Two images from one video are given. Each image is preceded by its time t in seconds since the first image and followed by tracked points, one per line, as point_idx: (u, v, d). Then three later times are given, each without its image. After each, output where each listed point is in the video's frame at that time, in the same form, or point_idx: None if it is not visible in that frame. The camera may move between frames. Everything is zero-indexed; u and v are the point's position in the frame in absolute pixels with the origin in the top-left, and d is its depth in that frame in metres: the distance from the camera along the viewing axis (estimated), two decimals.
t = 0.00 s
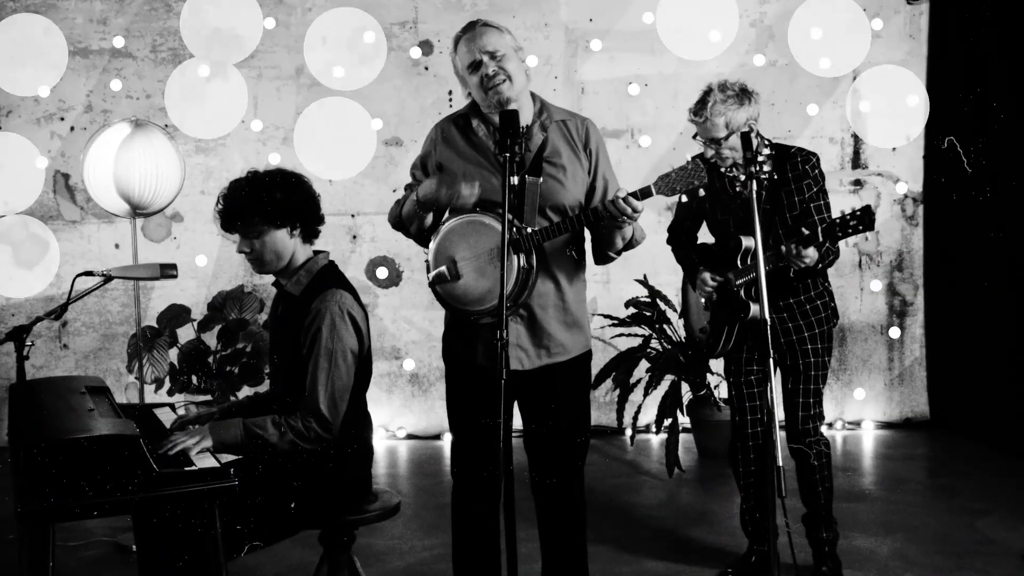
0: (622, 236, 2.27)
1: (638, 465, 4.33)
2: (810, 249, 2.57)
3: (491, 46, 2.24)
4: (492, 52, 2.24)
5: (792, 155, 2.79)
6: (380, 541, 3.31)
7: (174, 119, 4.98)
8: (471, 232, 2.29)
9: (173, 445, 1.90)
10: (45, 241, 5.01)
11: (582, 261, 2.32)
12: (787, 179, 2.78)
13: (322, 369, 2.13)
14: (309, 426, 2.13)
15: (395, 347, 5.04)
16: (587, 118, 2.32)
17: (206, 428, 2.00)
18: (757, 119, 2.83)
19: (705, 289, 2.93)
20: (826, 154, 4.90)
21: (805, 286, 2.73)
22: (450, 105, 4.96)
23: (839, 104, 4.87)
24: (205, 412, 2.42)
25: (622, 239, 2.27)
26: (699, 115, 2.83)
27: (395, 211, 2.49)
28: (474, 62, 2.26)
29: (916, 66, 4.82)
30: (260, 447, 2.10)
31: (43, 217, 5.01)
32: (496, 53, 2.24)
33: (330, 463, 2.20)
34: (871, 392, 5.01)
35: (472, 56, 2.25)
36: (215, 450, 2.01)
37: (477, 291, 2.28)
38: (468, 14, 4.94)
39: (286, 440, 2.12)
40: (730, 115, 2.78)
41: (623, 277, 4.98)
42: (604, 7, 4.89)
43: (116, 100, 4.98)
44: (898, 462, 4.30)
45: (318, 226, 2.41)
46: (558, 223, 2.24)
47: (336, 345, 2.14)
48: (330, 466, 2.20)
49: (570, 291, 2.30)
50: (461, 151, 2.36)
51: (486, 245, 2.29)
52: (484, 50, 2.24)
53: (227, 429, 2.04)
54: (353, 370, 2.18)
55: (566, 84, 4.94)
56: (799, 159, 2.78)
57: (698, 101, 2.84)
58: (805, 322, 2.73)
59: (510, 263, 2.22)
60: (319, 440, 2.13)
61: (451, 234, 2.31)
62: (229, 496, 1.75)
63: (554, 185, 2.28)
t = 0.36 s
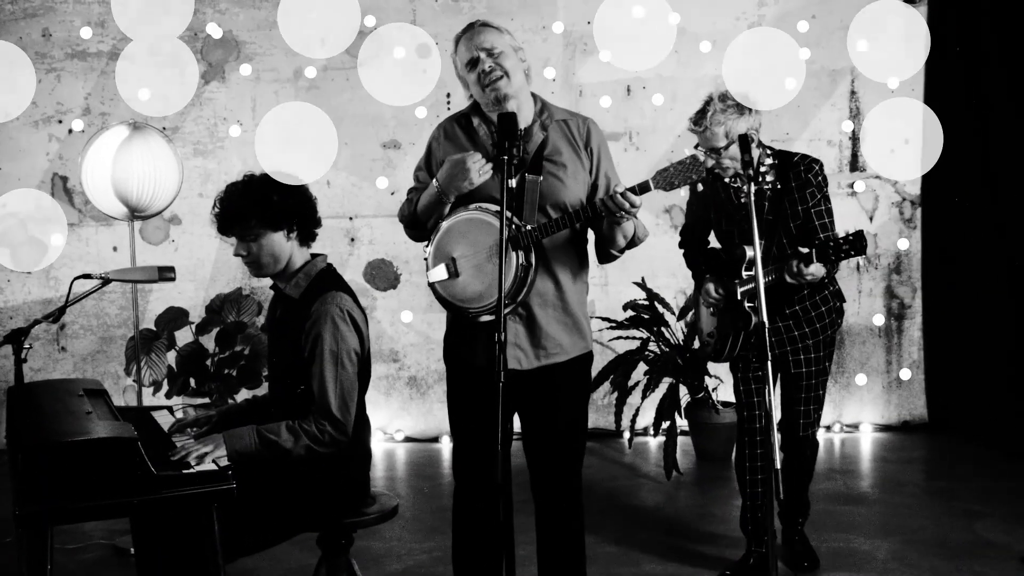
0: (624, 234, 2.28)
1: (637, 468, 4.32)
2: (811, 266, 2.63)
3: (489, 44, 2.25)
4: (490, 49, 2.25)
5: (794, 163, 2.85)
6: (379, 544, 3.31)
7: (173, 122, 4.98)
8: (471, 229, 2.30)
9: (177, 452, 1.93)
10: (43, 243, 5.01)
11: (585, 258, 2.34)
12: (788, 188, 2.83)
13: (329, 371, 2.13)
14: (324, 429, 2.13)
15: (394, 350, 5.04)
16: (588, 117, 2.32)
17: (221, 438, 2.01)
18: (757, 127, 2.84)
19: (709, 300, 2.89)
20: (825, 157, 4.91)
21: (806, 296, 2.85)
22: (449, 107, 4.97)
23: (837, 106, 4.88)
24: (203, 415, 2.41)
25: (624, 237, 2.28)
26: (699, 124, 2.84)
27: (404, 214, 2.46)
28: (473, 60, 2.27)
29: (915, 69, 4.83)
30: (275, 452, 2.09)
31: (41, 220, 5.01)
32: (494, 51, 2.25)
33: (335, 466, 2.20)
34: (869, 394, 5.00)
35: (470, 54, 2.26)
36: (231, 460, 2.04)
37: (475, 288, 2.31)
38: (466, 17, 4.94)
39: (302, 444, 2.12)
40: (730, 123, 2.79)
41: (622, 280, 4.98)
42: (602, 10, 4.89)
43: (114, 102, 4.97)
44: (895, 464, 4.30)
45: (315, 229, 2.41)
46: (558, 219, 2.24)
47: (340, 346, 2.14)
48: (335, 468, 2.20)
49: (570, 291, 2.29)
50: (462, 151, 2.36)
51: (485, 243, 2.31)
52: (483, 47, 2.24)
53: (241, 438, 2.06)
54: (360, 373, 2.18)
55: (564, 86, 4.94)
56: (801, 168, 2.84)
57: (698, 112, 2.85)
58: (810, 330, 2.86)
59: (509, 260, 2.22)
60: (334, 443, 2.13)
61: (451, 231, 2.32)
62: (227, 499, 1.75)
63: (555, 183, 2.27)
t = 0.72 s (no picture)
0: (626, 245, 2.27)
1: (638, 471, 4.32)
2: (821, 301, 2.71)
3: (497, 52, 2.23)
4: (498, 57, 2.23)
5: (807, 186, 2.87)
6: (380, 546, 3.31)
7: (174, 125, 4.99)
8: (473, 241, 2.31)
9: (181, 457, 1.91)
10: (45, 246, 5.01)
11: (587, 268, 2.34)
12: (801, 209, 2.85)
13: (330, 375, 2.13)
14: (325, 432, 2.12)
15: (395, 353, 5.03)
16: (588, 127, 2.33)
17: (221, 439, 2.00)
18: (772, 149, 2.83)
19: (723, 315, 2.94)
20: (826, 160, 4.90)
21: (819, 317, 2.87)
22: (450, 111, 4.98)
23: (839, 110, 4.87)
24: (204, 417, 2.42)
25: (626, 247, 2.27)
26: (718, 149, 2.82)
27: (406, 227, 2.47)
28: (480, 67, 2.24)
29: (916, 72, 4.83)
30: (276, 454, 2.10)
31: (43, 223, 5.01)
32: (501, 60, 2.22)
33: (336, 470, 2.21)
34: (870, 398, 4.99)
35: (476, 60, 2.24)
36: (231, 459, 2.05)
37: (481, 300, 2.30)
38: (467, 20, 4.94)
39: (302, 447, 2.12)
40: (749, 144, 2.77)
41: (623, 283, 4.97)
42: (603, 13, 4.89)
43: (116, 105, 4.98)
44: (897, 467, 4.29)
45: (318, 235, 2.41)
46: (561, 232, 2.24)
47: (342, 350, 2.14)
48: (336, 472, 2.20)
49: (573, 299, 2.29)
50: (465, 162, 2.37)
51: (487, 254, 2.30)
52: (490, 56, 2.22)
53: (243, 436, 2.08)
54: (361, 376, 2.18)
55: (566, 89, 4.94)
56: (814, 190, 2.86)
57: (715, 131, 2.83)
58: (823, 342, 2.88)
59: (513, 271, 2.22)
60: (335, 447, 2.12)
61: (454, 242, 2.32)
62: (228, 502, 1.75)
63: (558, 193, 2.27)
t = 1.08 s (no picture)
0: (626, 242, 2.27)
1: (641, 472, 4.31)
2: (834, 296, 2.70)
3: (517, 46, 2.22)
4: (516, 51, 2.22)
5: (818, 181, 2.86)
6: (383, 547, 3.31)
7: (178, 126, 4.99)
8: (473, 237, 2.32)
9: (174, 452, 1.90)
10: (48, 247, 5.02)
11: (586, 265, 2.34)
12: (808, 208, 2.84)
13: (327, 376, 2.12)
14: (312, 433, 2.11)
15: (398, 354, 5.03)
16: (588, 124, 2.33)
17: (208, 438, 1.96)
18: (784, 147, 2.85)
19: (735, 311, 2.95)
20: (830, 161, 4.90)
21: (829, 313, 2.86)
22: (454, 111, 4.98)
23: (842, 110, 4.87)
24: (208, 417, 2.41)
25: (626, 245, 2.27)
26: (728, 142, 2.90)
27: (404, 223, 2.44)
28: (496, 57, 2.22)
29: (920, 73, 4.82)
30: (262, 454, 2.07)
31: (47, 224, 5.02)
32: (514, 52, 2.22)
33: (331, 471, 2.20)
34: (874, 399, 4.98)
35: (494, 50, 2.22)
36: (217, 459, 2.01)
37: (482, 296, 2.30)
38: (471, 21, 4.94)
39: (288, 447, 2.09)
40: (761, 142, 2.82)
41: (627, 284, 4.97)
42: (606, 14, 4.89)
43: (119, 106, 4.98)
44: (900, 468, 4.28)
45: (323, 237, 2.41)
46: (561, 229, 2.24)
47: (339, 351, 2.14)
48: (332, 473, 2.20)
49: (573, 297, 2.29)
50: (464, 156, 2.36)
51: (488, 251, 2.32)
52: (504, 46, 2.21)
53: (229, 436, 2.04)
54: (356, 378, 2.17)
55: (569, 90, 4.93)
56: (824, 186, 2.84)
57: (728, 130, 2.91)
58: (832, 338, 2.86)
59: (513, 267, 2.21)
60: (321, 448, 2.10)
61: (455, 237, 2.33)
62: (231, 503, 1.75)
63: (557, 189, 2.26)
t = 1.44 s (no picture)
0: (617, 242, 2.28)
1: (644, 469, 4.31)
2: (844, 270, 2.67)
3: (535, 47, 2.20)
4: (533, 51, 2.20)
5: (830, 169, 2.85)
6: (386, 544, 3.30)
7: (180, 123, 4.99)
8: (468, 230, 2.29)
9: (177, 451, 1.90)
10: (51, 244, 5.02)
11: (580, 264, 2.31)
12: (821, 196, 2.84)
13: (329, 373, 2.12)
14: (315, 430, 2.11)
15: (401, 351, 5.03)
16: (585, 123, 2.32)
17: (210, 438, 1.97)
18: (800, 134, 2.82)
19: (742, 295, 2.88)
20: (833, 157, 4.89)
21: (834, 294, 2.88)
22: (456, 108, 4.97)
23: (845, 107, 4.86)
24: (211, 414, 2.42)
25: (617, 245, 2.28)
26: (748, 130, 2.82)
27: (398, 217, 2.44)
28: (513, 53, 2.20)
29: (923, 70, 4.82)
30: (265, 454, 2.08)
31: (50, 221, 5.02)
32: (532, 53, 2.20)
33: (336, 468, 2.19)
34: (877, 396, 4.99)
35: (511, 47, 2.20)
36: (220, 458, 2.02)
37: (472, 290, 2.31)
38: (473, 18, 4.93)
39: (291, 446, 2.10)
40: (777, 128, 2.77)
41: (630, 281, 4.96)
42: (609, 10, 4.88)
43: (122, 103, 4.98)
44: (903, 465, 4.27)
45: (326, 237, 2.40)
46: (556, 225, 2.26)
47: (342, 350, 2.13)
48: (337, 471, 2.19)
49: (566, 295, 2.28)
50: (460, 151, 2.34)
51: (482, 245, 2.29)
52: (524, 45, 2.20)
53: (232, 437, 2.05)
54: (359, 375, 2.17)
55: (572, 87, 4.92)
56: (838, 173, 2.84)
57: (747, 115, 2.84)
58: (834, 329, 2.87)
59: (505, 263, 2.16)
60: (324, 446, 2.11)
61: (448, 230, 2.31)
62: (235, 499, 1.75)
63: (550, 186, 2.26)
